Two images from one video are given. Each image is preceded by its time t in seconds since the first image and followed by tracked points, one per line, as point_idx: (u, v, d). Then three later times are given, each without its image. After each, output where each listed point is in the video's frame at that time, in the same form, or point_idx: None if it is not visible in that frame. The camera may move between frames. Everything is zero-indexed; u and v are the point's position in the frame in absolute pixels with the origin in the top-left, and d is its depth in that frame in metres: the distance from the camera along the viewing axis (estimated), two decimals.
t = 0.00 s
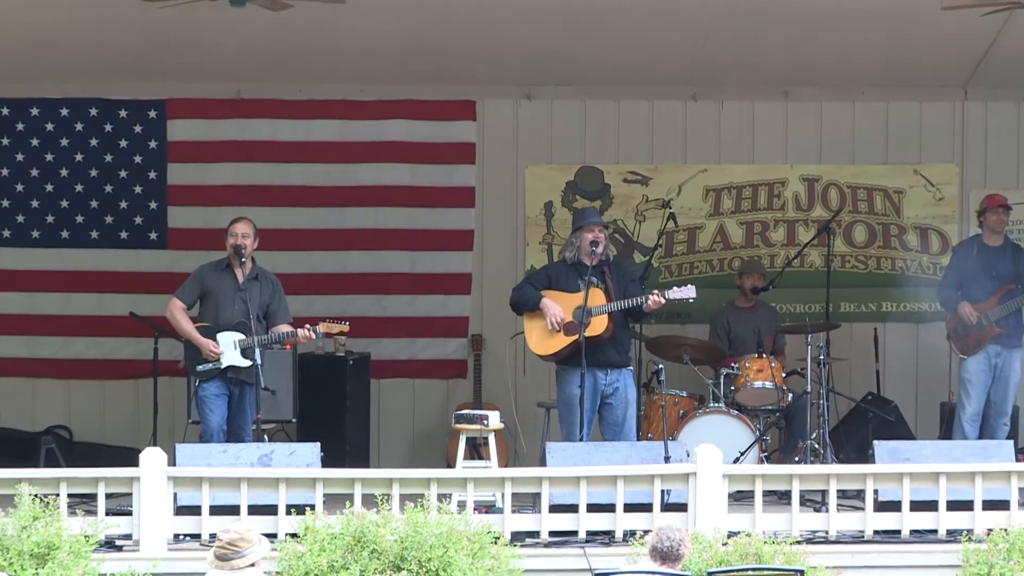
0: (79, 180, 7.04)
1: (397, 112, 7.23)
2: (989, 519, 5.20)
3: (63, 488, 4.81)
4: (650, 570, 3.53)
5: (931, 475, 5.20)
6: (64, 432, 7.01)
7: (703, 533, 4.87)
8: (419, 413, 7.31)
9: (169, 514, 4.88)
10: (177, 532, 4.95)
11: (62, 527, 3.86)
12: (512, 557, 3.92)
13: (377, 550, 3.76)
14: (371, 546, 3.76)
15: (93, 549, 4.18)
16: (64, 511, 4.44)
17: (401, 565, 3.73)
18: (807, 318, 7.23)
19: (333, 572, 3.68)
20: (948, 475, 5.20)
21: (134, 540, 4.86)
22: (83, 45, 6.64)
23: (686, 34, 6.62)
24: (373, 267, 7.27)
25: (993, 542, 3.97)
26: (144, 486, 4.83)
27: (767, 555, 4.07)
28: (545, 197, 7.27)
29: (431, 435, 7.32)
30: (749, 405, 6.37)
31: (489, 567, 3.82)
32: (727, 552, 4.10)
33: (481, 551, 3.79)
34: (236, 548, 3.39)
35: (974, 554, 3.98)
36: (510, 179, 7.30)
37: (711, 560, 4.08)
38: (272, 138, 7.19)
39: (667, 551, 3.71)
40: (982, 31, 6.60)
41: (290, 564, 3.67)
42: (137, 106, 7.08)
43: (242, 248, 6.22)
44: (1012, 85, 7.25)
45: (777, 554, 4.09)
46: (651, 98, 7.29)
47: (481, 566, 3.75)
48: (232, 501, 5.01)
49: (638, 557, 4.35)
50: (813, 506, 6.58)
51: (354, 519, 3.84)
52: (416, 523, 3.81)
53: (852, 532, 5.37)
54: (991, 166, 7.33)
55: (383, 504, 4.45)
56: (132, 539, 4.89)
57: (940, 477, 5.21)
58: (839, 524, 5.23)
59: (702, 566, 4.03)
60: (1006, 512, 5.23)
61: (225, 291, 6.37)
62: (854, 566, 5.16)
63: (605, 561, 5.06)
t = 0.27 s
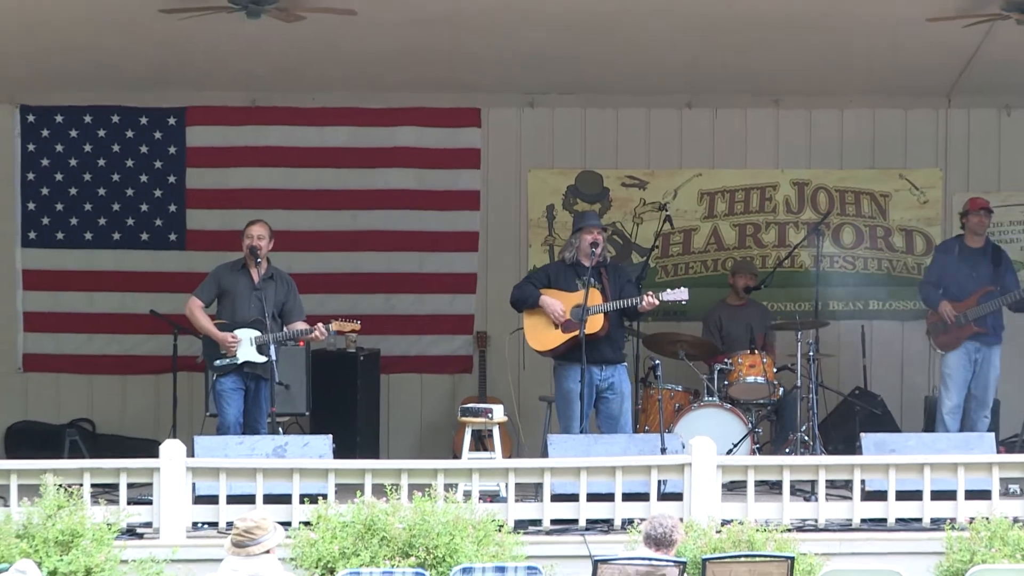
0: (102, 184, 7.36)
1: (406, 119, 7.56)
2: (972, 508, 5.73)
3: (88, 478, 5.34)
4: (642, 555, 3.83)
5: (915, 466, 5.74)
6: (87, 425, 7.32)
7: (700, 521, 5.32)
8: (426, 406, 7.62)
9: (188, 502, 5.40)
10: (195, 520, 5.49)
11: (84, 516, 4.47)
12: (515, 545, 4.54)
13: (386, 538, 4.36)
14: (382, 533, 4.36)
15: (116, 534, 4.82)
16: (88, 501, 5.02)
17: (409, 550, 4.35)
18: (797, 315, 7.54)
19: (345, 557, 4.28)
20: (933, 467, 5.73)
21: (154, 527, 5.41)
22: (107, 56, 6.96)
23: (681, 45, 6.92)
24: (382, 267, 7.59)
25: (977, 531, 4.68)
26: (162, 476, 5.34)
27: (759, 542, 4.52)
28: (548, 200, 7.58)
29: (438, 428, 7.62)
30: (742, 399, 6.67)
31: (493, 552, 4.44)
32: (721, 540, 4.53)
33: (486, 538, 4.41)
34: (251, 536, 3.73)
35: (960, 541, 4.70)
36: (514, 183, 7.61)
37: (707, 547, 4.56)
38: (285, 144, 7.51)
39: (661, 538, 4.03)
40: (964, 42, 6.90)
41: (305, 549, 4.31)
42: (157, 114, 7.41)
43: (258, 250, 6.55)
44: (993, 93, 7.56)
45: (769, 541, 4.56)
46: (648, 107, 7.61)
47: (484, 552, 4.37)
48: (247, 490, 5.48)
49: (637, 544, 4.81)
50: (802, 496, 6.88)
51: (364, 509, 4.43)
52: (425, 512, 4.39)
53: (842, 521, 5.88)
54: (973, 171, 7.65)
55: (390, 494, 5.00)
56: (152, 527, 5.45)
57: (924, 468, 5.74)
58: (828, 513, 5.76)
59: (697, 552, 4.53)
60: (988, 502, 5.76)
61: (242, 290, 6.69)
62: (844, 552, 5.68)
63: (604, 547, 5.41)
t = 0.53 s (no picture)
0: (124, 187, 7.70)
1: (413, 124, 7.90)
2: (952, 496, 6.19)
3: (108, 467, 5.75)
4: (640, 541, 4.10)
5: (900, 456, 6.18)
6: (110, 417, 7.66)
7: (693, 509, 5.67)
8: (433, 399, 7.95)
9: (204, 490, 5.74)
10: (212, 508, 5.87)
11: (106, 503, 4.90)
12: (516, 530, 4.93)
13: (395, 524, 4.79)
14: (390, 521, 4.78)
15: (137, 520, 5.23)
16: (111, 489, 5.33)
17: (417, 537, 4.77)
18: (786, 313, 7.89)
19: (355, 543, 4.73)
20: (917, 456, 6.17)
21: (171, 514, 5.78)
22: (128, 65, 7.29)
23: (676, 53, 7.24)
24: (392, 266, 7.92)
25: (960, 518, 5.14)
26: (181, 466, 5.69)
27: (750, 528, 4.98)
28: (548, 202, 7.92)
29: (444, 419, 7.96)
30: (734, 392, 7.00)
31: (496, 537, 4.85)
32: (715, 527, 5.03)
33: (489, 525, 4.83)
34: (267, 522, 3.88)
35: (943, 529, 5.14)
36: (516, 186, 7.95)
37: (701, 533, 5.03)
38: (298, 149, 7.85)
39: (657, 525, 4.29)
40: (947, 51, 7.23)
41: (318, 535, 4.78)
42: (176, 119, 7.73)
43: (272, 250, 6.89)
44: (974, 99, 7.89)
45: (760, 528, 5.02)
46: (645, 113, 7.95)
47: (488, 537, 4.79)
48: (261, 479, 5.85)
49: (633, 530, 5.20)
50: (791, 484, 7.23)
51: (374, 497, 4.85)
52: (431, 500, 4.80)
53: (830, 508, 6.34)
54: (955, 174, 7.98)
55: (399, 484, 5.34)
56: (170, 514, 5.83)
57: (908, 458, 6.18)
58: (818, 501, 6.22)
59: (693, 538, 5.01)
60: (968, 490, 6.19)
61: (257, 288, 7.03)
62: (831, 538, 6.14)
63: (603, 534, 5.75)
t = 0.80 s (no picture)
0: (144, 188, 8.04)
1: (421, 129, 8.24)
2: (936, 483, 6.63)
3: (128, 455, 6.09)
4: (637, 526, 4.40)
5: (886, 446, 6.62)
6: (131, 408, 8.00)
7: (689, 495, 6.03)
8: (440, 390, 8.30)
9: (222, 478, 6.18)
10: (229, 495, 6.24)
11: (127, 491, 5.26)
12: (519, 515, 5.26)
13: (403, 510, 5.13)
14: (398, 507, 5.14)
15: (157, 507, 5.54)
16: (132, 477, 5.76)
17: (424, 522, 5.11)
18: (777, 309, 8.23)
19: (365, 528, 5.08)
20: (902, 445, 6.59)
21: (190, 501, 6.15)
22: (149, 71, 7.62)
23: (672, 60, 7.57)
24: (400, 264, 8.26)
25: (944, 506, 5.51)
26: (200, 455, 6.07)
27: (742, 514, 5.34)
28: (550, 203, 8.27)
29: (450, 410, 8.30)
30: (727, 384, 7.31)
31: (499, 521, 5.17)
32: (709, 512, 5.37)
33: (494, 510, 5.18)
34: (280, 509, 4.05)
35: (928, 515, 5.51)
36: (519, 187, 8.29)
37: (696, 517, 5.39)
38: (310, 152, 8.20)
39: (654, 511, 4.61)
40: (930, 58, 7.56)
41: (332, 519, 5.14)
42: (194, 124, 8.08)
43: (286, 249, 7.22)
44: (957, 105, 8.23)
45: (752, 514, 5.38)
46: (642, 117, 8.29)
47: (492, 522, 5.14)
48: (275, 467, 6.27)
49: (631, 516, 5.56)
50: (782, 472, 7.56)
51: (383, 485, 5.21)
52: (438, 487, 5.15)
53: (819, 495, 6.73)
54: (939, 176, 8.32)
55: (406, 472, 5.69)
56: (189, 500, 6.20)
57: (893, 447, 6.60)
58: (807, 488, 6.64)
59: (688, 523, 5.35)
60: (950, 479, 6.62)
61: (272, 285, 7.37)
62: (820, 523, 6.53)
63: (603, 519, 6.10)
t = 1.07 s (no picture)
0: (167, 192, 8.40)
1: (431, 134, 8.59)
2: (926, 475, 6.96)
3: (151, 447, 6.46)
4: (639, 515, 4.75)
5: (876, 439, 7.01)
6: (155, 402, 8.36)
7: (688, 485, 6.37)
8: (450, 385, 8.66)
9: (241, 469, 6.49)
10: (249, 485, 6.61)
11: (151, 481, 5.66)
12: (522, 505, 5.62)
13: (415, 500, 5.52)
14: (411, 497, 5.53)
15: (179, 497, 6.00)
16: (156, 468, 6.14)
17: (434, 511, 5.51)
18: (772, 307, 8.58)
19: (378, 517, 5.47)
20: (892, 439, 6.96)
21: (211, 491, 6.53)
22: (172, 80, 7.97)
23: (673, 69, 7.92)
24: (412, 264, 8.62)
25: (933, 496, 5.88)
26: (219, 447, 6.45)
27: (739, 503, 5.72)
28: (556, 206, 8.61)
29: (460, 404, 8.66)
30: (724, 379, 7.62)
31: (507, 511, 5.58)
32: (707, 502, 5.76)
33: (502, 501, 5.56)
34: (298, 498, 4.22)
35: (918, 505, 5.90)
36: (526, 191, 8.63)
37: (695, 507, 5.75)
38: (326, 157, 8.56)
39: (654, 500, 4.95)
40: (919, 68, 7.91)
41: (346, 508, 5.52)
42: (215, 130, 8.43)
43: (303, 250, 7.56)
44: (945, 113, 8.58)
45: (750, 503, 5.77)
46: (643, 124, 8.65)
47: (500, 511, 5.53)
48: (293, 459, 6.64)
49: (633, 505, 5.93)
50: (777, 463, 7.92)
51: (396, 476, 5.60)
52: (448, 478, 5.55)
53: (813, 486, 7.10)
54: (928, 181, 8.68)
55: (419, 464, 6.05)
56: (211, 491, 6.56)
57: (884, 440, 6.97)
58: (802, 479, 6.98)
59: (688, 512, 5.71)
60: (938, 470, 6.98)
61: (290, 284, 7.73)
62: (813, 512, 6.91)
63: (606, 508, 6.45)
